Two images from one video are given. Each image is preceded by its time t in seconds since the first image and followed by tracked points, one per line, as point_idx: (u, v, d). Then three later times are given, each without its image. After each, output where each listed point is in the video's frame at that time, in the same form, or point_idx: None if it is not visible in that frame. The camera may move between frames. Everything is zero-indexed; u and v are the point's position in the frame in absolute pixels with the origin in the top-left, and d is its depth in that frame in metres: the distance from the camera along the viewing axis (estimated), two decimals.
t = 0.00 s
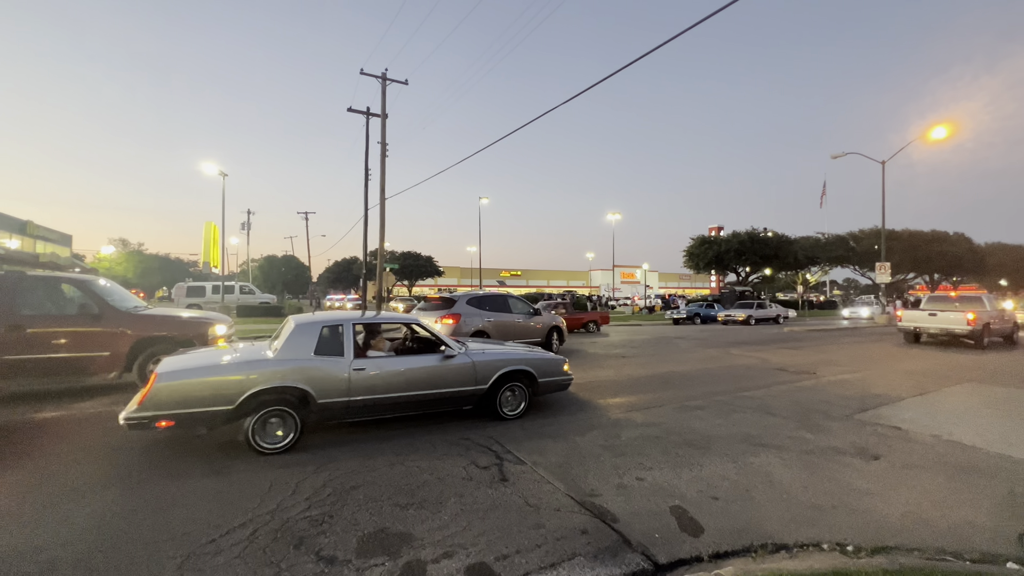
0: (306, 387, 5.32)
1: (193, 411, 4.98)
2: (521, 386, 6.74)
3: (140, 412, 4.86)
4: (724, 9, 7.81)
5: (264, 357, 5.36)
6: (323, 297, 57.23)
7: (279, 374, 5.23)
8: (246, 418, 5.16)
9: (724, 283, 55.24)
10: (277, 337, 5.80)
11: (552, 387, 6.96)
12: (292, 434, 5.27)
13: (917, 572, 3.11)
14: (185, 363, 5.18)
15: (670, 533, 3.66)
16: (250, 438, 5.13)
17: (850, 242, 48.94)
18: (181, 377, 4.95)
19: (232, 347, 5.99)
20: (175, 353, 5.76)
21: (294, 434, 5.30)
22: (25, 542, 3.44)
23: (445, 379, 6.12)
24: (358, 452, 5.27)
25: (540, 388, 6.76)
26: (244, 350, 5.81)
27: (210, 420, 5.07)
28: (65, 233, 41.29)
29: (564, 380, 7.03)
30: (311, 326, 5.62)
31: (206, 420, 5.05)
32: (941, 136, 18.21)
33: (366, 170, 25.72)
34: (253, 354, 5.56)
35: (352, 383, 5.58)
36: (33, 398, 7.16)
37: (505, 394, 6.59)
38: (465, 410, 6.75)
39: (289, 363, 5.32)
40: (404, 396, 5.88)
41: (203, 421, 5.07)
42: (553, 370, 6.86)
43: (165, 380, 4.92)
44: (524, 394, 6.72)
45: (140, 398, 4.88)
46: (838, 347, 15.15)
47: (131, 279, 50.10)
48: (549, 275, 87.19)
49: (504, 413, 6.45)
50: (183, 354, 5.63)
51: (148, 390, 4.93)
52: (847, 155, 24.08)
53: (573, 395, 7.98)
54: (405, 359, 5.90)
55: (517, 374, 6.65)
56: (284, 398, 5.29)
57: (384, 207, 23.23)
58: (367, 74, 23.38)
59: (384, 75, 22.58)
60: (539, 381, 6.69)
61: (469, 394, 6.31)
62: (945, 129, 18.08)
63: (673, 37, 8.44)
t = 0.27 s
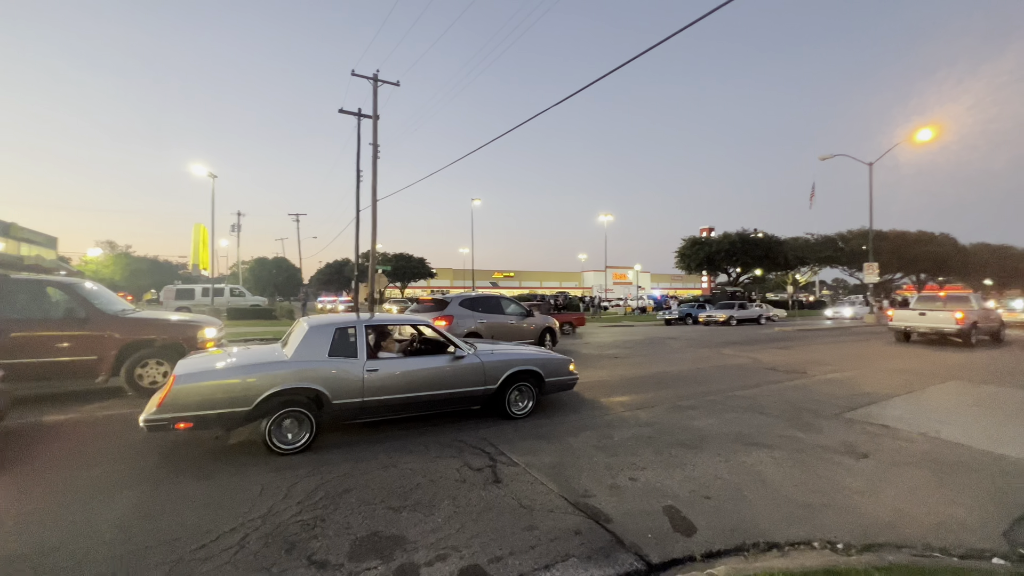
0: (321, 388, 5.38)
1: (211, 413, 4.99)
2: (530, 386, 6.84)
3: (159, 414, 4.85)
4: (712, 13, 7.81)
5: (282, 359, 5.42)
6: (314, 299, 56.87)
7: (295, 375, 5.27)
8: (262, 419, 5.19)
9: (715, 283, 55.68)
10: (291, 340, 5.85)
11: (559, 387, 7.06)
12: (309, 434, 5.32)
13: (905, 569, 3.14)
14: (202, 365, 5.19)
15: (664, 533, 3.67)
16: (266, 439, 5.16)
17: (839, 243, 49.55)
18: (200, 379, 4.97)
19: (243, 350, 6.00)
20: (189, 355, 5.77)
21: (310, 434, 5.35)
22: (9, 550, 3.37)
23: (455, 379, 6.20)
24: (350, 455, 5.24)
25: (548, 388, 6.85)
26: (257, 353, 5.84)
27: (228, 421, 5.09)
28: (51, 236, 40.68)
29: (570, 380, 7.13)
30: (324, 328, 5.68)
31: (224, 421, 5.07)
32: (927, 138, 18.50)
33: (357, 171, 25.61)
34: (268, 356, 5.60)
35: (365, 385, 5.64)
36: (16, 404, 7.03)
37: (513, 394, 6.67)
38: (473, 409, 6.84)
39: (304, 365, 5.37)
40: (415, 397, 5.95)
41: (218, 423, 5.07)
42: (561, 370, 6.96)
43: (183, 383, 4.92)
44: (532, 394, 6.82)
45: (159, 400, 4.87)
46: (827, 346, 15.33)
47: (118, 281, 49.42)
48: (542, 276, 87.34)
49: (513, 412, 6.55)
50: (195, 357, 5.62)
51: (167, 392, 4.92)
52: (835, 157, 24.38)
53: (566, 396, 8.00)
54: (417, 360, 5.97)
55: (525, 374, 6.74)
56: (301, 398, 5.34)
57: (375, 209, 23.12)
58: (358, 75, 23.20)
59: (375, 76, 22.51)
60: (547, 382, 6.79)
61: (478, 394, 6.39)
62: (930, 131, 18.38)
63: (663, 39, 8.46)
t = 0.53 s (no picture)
0: (331, 386, 5.42)
1: (227, 412, 5.03)
2: (534, 382, 6.93)
3: (174, 414, 4.89)
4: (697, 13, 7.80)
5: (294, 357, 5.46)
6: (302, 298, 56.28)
7: (307, 374, 5.32)
8: (276, 418, 5.22)
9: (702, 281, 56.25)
10: (303, 338, 5.89)
11: (562, 383, 7.16)
12: (321, 431, 5.36)
13: (886, 561, 3.21)
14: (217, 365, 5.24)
15: (651, 529, 3.70)
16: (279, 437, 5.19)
17: (823, 241, 50.33)
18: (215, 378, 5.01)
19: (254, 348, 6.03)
20: (199, 354, 5.77)
21: (322, 431, 5.39)
22: None
23: (462, 377, 6.27)
24: (338, 455, 5.19)
25: (551, 384, 6.95)
26: (269, 352, 5.89)
27: (242, 419, 5.12)
28: (28, 235, 39.67)
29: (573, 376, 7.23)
30: (335, 327, 5.73)
31: (239, 420, 5.10)
32: (907, 139, 18.86)
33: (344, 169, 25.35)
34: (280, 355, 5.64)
35: (375, 383, 5.70)
36: None
37: (518, 390, 6.77)
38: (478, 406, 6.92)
39: (315, 364, 5.41)
40: (424, 394, 6.01)
41: (232, 422, 5.11)
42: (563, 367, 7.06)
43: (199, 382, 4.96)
44: (536, 390, 6.91)
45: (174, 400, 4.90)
46: (812, 343, 15.58)
47: (99, 281, 48.37)
48: (531, 275, 87.46)
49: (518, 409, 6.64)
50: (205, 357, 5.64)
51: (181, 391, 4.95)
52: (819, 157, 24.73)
53: (556, 394, 8.02)
54: (426, 358, 6.04)
55: (530, 371, 6.83)
56: (313, 396, 5.39)
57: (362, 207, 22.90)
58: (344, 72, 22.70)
59: (362, 73, 22.26)
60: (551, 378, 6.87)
61: (485, 391, 6.47)
62: (911, 131, 18.73)
63: (651, 39, 8.46)
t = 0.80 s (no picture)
0: (348, 384, 5.51)
1: (249, 410, 5.12)
2: (542, 380, 7.05)
3: (197, 413, 4.97)
4: (686, 15, 7.74)
5: (311, 355, 5.55)
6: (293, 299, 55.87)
7: (318, 373, 5.37)
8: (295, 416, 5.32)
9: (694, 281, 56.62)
10: (318, 338, 5.98)
11: (569, 380, 7.28)
12: (339, 428, 5.47)
13: (873, 557, 3.25)
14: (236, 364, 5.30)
15: (642, 528, 3.72)
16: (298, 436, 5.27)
17: (812, 241, 50.86)
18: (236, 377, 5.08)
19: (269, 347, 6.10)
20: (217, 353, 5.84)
21: (340, 429, 5.50)
22: None
23: (474, 376, 6.37)
24: (328, 457, 5.15)
25: (559, 381, 7.07)
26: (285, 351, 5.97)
27: (263, 416, 5.21)
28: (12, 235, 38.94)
29: (578, 374, 7.37)
30: (349, 327, 5.80)
31: (261, 417, 5.20)
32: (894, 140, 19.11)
33: (335, 169, 25.18)
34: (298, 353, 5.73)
35: (390, 381, 5.78)
36: None
37: (527, 388, 6.87)
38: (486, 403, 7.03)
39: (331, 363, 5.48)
40: (437, 392, 6.11)
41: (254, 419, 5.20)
42: (570, 365, 7.17)
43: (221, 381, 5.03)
44: (544, 388, 7.03)
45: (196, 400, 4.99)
46: (800, 341, 15.74)
47: (85, 282, 47.65)
48: (524, 275, 87.50)
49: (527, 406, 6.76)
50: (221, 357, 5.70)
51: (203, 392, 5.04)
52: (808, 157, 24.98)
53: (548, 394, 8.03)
54: (438, 357, 6.14)
55: (537, 369, 6.96)
56: (330, 394, 5.48)
57: (353, 207, 22.71)
58: (335, 71, 22.08)
59: (354, 72, 22.06)
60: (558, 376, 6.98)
61: (495, 389, 6.58)
62: (898, 133, 18.97)
63: (642, 39, 8.39)
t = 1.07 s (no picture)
0: (372, 381, 5.66)
1: (278, 405, 5.27)
2: (553, 376, 7.23)
3: (229, 410, 5.13)
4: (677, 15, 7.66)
5: (334, 352, 5.68)
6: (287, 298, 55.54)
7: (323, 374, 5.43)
8: (320, 412, 5.48)
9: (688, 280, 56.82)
10: (339, 335, 6.12)
11: (577, 377, 7.47)
12: (362, 423, 5.64)
13: (865, 553, 3.27)
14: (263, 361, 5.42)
15: (636, 526, 3.73)
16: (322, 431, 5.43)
17: (805, 240, 51.16)
18: (266, 373, 5.21)
19: (290, 345, 6.23)
20: (239, 351, 5.96)
21: (362, 423, 5.66)
22: None
23: (489, 372, 6.54)
24: (322, 456, 5.13)
25: (569, 377, 7.26)
26: (307, 348, 6.10)
27: (291, 411, 5.36)
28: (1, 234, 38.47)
29: (587, 371, 7.58)
30: (371, 324, 5.94)
31: (290, 413, 5.35)
32: (886, 140, 19.26)
33: (330, 167, 25.04)
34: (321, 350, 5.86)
35: (409, 378, 5.94)
36: None
37: (539, 384, 7.07)
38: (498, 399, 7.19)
39: (354, 360, 5.63)
40: (453, 388, 6.28)
41: (282, 414, 5.35)
42: (580, 362, 7.38)
43: (251, 377, 5.16)
44: (555, 383, 7.21)
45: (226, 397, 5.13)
46: (794, 340, 15.85)
47: (76, 281, 47.18)
48: (519, 274, 87.48)
49: (539, 401, 6.92)
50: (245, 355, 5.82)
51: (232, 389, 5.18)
52: (801, 157, 25.13)
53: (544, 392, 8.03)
54: (456, 354, 6.31)
55: (548, 366, 7.17)
56: (353, 389, 5.64)
57: (348, 206, 22.60)
58: (330, 69, 21.41)
59: (348, 70, 21.94)
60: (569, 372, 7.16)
61: (509, 385, 6.76)
62: (890, 132, 19.12)
63: (632, 41, 8.32)
